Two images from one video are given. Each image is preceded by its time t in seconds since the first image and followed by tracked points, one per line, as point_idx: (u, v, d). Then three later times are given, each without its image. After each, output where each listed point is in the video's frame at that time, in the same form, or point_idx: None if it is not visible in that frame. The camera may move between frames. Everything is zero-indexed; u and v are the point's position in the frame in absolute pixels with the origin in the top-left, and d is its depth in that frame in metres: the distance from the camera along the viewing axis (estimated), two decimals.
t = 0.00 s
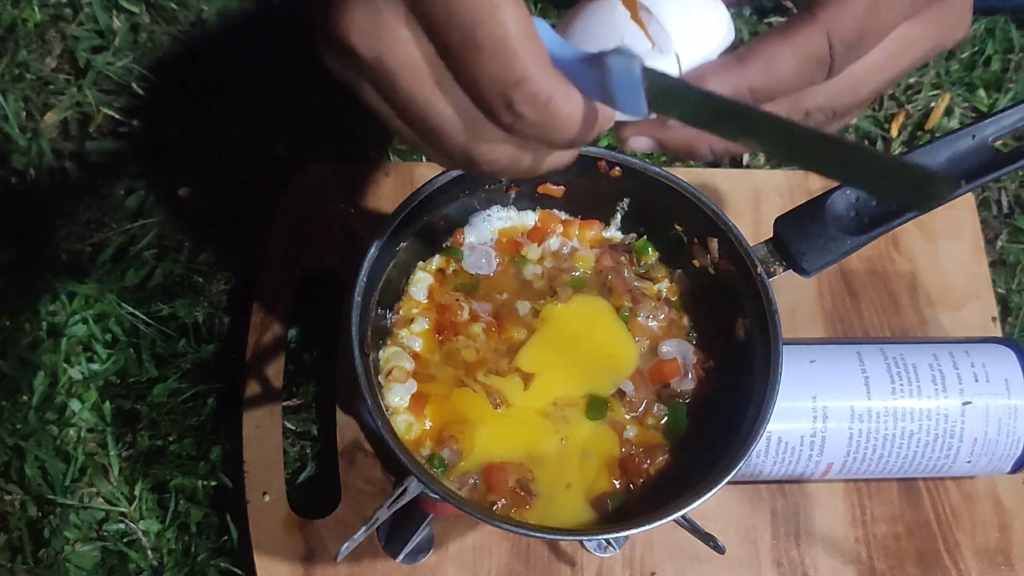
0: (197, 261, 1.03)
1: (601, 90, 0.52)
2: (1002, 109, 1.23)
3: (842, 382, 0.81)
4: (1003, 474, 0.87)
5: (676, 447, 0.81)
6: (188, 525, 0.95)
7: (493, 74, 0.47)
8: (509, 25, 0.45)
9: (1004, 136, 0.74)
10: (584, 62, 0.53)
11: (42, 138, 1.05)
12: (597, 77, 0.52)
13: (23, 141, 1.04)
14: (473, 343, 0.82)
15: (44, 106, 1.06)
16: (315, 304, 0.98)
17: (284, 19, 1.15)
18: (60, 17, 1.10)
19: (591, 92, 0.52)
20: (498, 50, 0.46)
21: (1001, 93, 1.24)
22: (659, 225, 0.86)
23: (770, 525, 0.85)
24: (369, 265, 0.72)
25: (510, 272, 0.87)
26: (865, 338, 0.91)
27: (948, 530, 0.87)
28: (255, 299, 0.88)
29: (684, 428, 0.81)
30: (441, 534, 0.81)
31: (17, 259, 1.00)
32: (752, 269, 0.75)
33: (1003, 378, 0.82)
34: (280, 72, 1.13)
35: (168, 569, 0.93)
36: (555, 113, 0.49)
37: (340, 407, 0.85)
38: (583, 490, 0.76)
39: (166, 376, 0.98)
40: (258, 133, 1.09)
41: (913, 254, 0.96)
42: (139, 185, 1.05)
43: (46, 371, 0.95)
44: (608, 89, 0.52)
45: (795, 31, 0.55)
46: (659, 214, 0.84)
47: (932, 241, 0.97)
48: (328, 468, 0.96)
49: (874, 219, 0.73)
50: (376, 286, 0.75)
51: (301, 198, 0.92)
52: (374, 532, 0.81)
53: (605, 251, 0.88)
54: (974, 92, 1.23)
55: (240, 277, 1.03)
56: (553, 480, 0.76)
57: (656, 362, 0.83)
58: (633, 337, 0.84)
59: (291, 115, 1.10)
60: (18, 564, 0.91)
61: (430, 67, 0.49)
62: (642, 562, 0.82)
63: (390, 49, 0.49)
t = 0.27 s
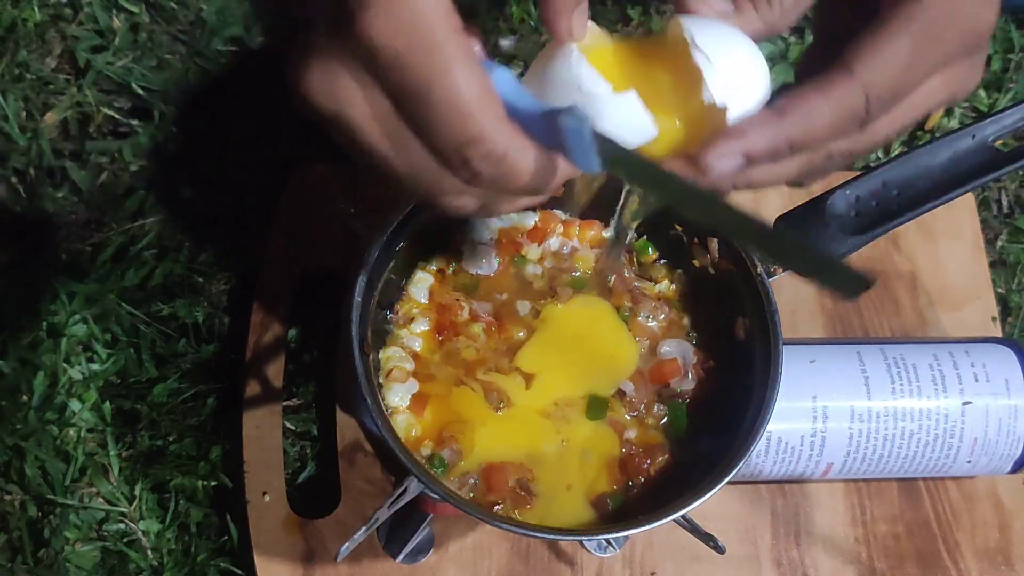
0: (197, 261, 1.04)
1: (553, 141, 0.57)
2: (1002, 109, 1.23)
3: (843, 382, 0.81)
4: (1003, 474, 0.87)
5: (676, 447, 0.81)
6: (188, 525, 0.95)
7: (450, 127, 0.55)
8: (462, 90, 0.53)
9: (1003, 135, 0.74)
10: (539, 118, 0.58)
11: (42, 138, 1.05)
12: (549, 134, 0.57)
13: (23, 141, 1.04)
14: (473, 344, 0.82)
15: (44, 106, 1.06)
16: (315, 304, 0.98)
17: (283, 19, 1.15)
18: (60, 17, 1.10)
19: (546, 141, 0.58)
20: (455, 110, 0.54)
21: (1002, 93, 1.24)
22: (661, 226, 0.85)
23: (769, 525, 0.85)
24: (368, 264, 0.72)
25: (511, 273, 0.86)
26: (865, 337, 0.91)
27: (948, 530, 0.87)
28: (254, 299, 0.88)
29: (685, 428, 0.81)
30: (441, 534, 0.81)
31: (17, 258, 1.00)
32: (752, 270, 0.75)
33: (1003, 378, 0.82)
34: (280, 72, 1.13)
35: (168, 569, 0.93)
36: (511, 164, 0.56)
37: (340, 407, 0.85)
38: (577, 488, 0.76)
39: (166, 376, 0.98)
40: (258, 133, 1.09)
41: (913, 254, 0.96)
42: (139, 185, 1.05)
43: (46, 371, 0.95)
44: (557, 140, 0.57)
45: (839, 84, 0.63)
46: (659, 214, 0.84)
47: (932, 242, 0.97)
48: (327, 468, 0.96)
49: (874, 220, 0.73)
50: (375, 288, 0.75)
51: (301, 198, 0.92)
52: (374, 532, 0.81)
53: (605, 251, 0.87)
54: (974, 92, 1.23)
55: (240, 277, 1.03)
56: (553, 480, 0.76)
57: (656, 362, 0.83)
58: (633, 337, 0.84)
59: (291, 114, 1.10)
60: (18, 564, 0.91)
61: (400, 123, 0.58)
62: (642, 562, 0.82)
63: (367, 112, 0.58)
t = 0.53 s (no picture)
0: (197, 261, 1.04)
1: (513, 222, 0.59)
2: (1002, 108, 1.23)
3: (843, 382, 0.81)
4: (1003, 474, 0.87)
5: (676, 446, 0.81)
6: (188, 524, 0.95)
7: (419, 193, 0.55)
8: (435, 160, 0.53)
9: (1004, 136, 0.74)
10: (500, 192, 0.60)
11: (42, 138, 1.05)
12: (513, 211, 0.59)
13: (23, 141, 1.04)
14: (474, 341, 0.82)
15: (44, 106, 1.06)
16: (315, 303, 0.98)
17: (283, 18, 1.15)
18: (59, 16, 1.09)
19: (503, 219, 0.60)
20: (426, 174, 0.54)
21: (1002, 93, 1.24)
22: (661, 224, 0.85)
23: (770, 525, 0.85)
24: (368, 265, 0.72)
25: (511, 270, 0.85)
26: (865, 337, 0.91)
27: (948, 530, 0.87)
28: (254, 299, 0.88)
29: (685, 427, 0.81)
30: (441, 534, 0.81)
31: (17, 258, 1.00)
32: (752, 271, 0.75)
33: (1003, 378, 0.82)
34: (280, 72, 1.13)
35: (168, 569, 0.93)
36: (473, 236, 0.57)
37: (340, 407, 0.85)
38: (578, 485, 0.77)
39: (166, 376, 0.98)
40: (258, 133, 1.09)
41: (913, 254, 0.96)
42: (139, 184, 1.05)
43: (46, 371, 0.95)
44: (517, 221, 0.58)
45: (790, 155, 0.58)
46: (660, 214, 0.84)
47: (932, 241, 0.97)
48: (327, 468, 0.96)
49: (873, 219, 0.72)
50: (372, 292, 0.74)
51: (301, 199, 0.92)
52: (374, 532, 0.81)
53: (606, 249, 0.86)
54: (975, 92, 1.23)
55: (240, 277, 1.03)
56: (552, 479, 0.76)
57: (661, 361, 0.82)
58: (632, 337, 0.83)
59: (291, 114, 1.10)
60: (18, 564, 0.91)
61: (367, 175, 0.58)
62: (642, 562, 0.82)
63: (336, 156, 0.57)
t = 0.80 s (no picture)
0: (197, 261, 1.04)
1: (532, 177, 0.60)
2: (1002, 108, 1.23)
3: (843, 382, 0.81)
4: (1003, 474, 0.87)
5: (676, 447, 0.81)
6: (188, 524, 0.95)
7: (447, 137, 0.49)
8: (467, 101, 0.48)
9: (1004, 136, 0.74)
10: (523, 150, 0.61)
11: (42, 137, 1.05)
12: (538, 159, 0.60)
13: (23, 141, 1.04)
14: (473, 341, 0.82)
15: (44, 106, 1.06)
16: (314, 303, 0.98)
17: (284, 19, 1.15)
18: (59, 16, 1.10)
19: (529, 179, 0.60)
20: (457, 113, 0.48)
21: (1002, 93, 1.24)
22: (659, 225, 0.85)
23: (769, 525, 0.85)
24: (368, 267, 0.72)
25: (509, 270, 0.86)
26: (866, 337, 0.91)
27: (948, 530, 0.87)
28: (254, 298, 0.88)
29: (685, 427, 0.81)
30: (441, 534, 0.81)
31: (17, 258, 1.00)
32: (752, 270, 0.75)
33: (1003, 378, 0.82)
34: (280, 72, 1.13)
35: (168, 569, 0.93)
36: (496, 189, 0.51)
37: (340, 407, 0.85)
38: (577, 483, 0.76)
39: (166, 376, 0.98)
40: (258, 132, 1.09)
41: (913, 254, 0.96)
42: (139, 184, 1.05)
43: (46, 371, 0.95)
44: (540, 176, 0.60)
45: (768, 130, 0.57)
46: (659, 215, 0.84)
47: (932, 242, 0.97)
48: (327, 467, 0.96)
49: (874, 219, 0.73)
50: (372, 290, 0.75)
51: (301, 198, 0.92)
52: (374, 532, 0.81)
53: (604, 249, 0.87)
54: (975, 92, 1.23)
55: (240, 277, 1.03)
56: (552, 480, 0.76)
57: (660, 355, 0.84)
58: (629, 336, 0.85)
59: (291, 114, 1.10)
60: (18, 563, 0.91)
61: (384, 122, 0.50)
62: (642, 562, 0.82)
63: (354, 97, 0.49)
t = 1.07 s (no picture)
0: (197, 261, 1.04)
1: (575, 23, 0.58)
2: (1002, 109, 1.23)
3: (843, 382, 0.81)
4: (1003, 474, 0.87)
5: (676, 447, 0.81)
6: (188, 524, 0.95)
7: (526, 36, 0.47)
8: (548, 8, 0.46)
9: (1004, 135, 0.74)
10: None
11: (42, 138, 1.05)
12: None
13: (23, 140, 1.04)
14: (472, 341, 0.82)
15: (45, 106, 1.06)
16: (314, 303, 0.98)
17: (284, 20, 1.15)
18: (59, 18, 1.11)
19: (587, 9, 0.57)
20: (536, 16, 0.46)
21: (1002, 93, 1.24)
22: (658, 225, 0.86)
23: (769, 525, 0.85)
24: (368, 266, 0.72)
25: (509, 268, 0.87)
26: (865, 337, 0.91)
27: (948, 530, 0.87)
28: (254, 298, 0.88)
29: (685, 427, 0.81)
30: (441, 535, 0.81)
31: (18, 258, 1.00)
32: (752, 269, 0.75)
33: (1003, 378, 0.82)
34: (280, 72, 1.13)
35: (168, 569, 0.93)
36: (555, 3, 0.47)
37: (340, 407, 0.85)
38: (570, 488, 0.75)
39: (166, 376, 0.98)
40: (258, 133, 1.09)
41: (913, 254, 0.96)
42: (139, 184, 1.05)
43: (46, 371, 0.95)
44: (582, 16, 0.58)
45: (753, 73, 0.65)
46: (660, 214, 0.84)
47: (932, 242, 0.97)
48: (327, 468, 0.96)
49: (873, 219, 0.73)
50: (376, 285, 0.75)
51: (300, 198, 0.92)
52: (374, 532, 0.81)
53: (605, 249, 0.88)
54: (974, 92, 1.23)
55: (240, 277, 1.03)
56: (552, 481, 0.75)
57: (662, 354, 0.83)
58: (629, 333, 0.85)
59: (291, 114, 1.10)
60: (18, 564, 0.91)
61: None
62: (642, 562, 0.82)
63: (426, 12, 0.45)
